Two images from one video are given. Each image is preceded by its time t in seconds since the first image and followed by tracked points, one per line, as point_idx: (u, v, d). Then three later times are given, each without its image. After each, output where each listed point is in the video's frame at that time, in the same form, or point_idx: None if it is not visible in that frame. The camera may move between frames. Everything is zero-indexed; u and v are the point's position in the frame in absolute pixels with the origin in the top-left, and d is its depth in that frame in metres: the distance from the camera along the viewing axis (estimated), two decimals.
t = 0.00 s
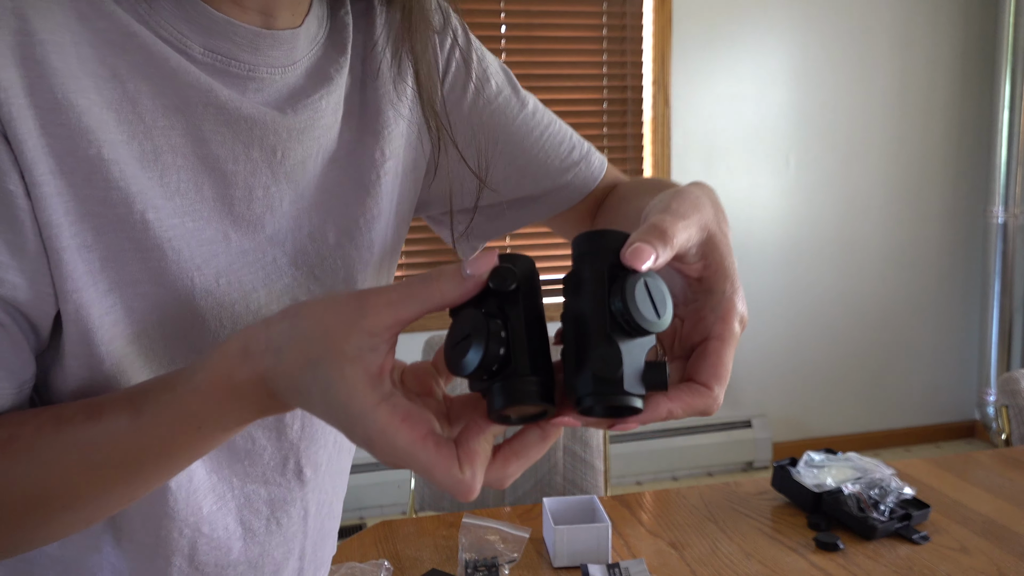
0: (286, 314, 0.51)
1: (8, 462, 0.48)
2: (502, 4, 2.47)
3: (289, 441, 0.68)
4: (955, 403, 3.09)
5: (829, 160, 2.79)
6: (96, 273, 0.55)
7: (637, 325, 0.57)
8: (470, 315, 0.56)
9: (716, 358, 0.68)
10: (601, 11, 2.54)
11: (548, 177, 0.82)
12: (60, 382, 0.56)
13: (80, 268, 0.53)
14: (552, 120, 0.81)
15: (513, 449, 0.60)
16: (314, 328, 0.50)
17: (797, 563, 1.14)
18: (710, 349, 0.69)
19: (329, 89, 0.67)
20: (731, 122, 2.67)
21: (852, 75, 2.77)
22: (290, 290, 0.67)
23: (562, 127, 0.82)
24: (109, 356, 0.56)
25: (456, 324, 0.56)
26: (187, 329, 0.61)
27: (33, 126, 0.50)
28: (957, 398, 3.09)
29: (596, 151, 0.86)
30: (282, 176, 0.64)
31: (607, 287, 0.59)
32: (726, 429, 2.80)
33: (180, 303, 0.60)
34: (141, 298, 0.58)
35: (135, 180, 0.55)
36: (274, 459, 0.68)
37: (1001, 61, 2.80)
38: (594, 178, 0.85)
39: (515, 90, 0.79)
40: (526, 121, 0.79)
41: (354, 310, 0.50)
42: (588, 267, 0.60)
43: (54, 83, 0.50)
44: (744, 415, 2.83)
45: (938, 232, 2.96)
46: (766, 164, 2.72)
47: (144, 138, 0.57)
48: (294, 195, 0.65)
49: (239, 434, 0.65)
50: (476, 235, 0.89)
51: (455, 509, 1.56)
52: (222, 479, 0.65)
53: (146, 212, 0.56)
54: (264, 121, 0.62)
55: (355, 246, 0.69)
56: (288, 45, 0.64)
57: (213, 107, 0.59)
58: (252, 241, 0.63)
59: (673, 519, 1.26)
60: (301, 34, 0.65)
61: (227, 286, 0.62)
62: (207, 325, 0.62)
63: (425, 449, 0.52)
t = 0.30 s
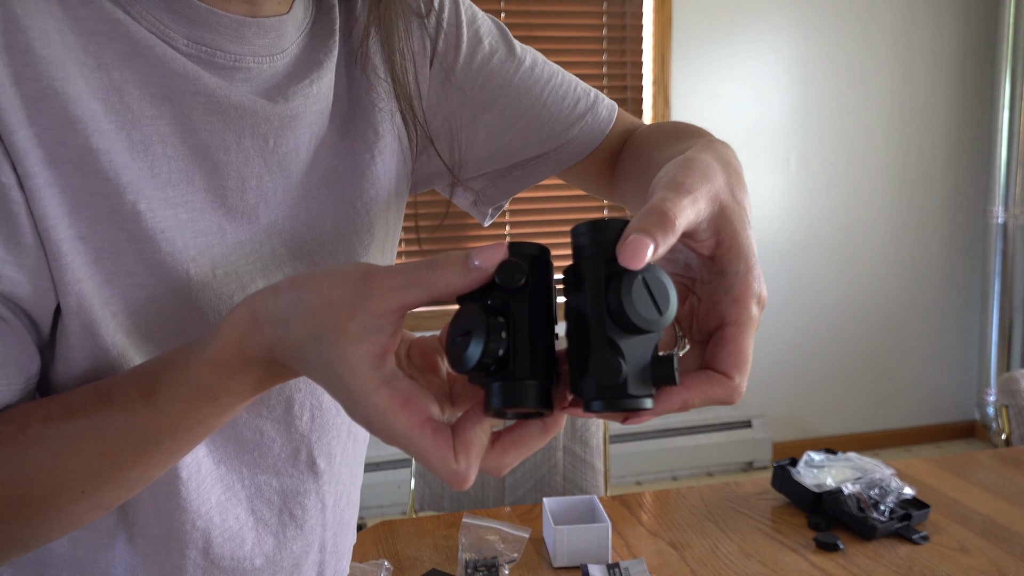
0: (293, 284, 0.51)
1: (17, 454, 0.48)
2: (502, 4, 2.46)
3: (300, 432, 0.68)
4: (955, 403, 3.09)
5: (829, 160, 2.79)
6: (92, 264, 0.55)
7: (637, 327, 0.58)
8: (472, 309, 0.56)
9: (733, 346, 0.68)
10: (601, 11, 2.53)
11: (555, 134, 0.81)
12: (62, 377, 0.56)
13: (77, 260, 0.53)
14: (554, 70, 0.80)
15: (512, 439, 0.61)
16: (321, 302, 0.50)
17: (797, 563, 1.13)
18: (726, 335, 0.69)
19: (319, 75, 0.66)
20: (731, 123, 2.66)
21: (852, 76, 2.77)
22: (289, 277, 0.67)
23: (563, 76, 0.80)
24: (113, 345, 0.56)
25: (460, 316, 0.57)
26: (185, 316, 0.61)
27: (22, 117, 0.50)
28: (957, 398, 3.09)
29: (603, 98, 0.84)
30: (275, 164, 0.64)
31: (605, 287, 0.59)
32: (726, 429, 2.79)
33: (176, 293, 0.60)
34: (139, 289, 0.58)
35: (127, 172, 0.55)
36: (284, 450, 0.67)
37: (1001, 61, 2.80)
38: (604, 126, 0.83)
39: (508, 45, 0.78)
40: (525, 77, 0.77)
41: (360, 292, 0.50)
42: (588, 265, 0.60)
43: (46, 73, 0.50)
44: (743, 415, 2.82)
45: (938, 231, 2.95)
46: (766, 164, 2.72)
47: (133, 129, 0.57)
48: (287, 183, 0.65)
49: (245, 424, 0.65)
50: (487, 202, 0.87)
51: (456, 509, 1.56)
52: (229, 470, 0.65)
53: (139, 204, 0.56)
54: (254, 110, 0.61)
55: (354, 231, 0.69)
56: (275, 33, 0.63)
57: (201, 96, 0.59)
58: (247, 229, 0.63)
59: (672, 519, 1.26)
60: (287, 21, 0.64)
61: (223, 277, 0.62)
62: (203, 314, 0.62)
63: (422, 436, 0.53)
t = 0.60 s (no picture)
0: (293, 288, 0.50)
1: (9, 461, 0.48)
2: (502, 4, 2.46)
3: (298, 437, 0.67)
4: (955, 402, 3.09)
5: (829, 160, 2.78)
6: (87, 265, 0.55)
7: (655, 320, 0.57)
8: (477, 309, 0.56)
9: (752, 336, 0.67)
10: (601, 11, 2.53)
11: (557, 134, 0.80)
12: (56, 380, 0.56)
13: (71, 261, 0.53)
14: (557, 71, 0.79)
15: (517, 441, 0.58)
16: (320, 306, 0.50)
17: (797, 563, 1.13)
18: (745, 325, 0.68)
19: (319, 76, 0.66)
20: (731, 122, 2.65)
21: (852, 76, 2.76)
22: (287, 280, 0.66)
23: (566, 78, 0.80)
24: (107, 350, 0.56)
25: (464, 316, 0.56)
26: (182, 319, 0.61)
27: (16, 116, 0.49)
28: (956, 398, 3.08)
29: (606, 99, 0.84)
30: (273, 166, 0.63)
31: (619, 284, 0.58)
32: (726, 429, 2.79)
33: (172, 296, 0.59)
34: (134, 291, 0.58)
35: (124, 173, 0.55)
36: (281, 455, 0.67)
37: (1000, 61, 2.80)
38: (606, 127, 0.82)
39: (511, 46, 0.77)
40: (528, 80, 0.77)
41: (362, 296, 0.50)
42: (602, 263, 0.60)
43: (41, 72, 0.50)
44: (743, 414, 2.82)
45: (938, 231, 2.95)
46: (766, 163, 2.71)
47: (129, 129, 0.56)
48: (285, 184, 0.65)
49: (242, 430, 0.65)
50: (487, 204, 0.87)
51: (455, 510, 1.56)
52: (226, 477, 0.65)
53: (135, 205, 0.55)
54: (252, 111, 0.61)
55: (353, 234, 0.69)
56: (275, 33, 0.62)
57: (199, 97, 0.59)
58: (245, 232, 0.63)
59: (672, 519, 1.25)
60: (287, 20, 0.64)
61: (220, 280, 0.62)
62: (200, 318, 0.61)
63: (426, 437, 0.52)
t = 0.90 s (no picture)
0: (294, 290, 0.51)
1: (10, 465, 0.48)
2: (502, 4, 2.46)
3: (296, 437, 0.68)
4: (955, 402, 3.09)
5: (830, 159, 2.78)
6: (85, 267, 0.55)
7: (663, 314, 0.57)
8: (481, 303, 0.56)
9: (757, 332, 0.67)
10: (600, 11, 2.53)
11: (554, 134, 0.80)
12: (56, 383, 0.56)
13: (70, 263, 0.53)
14: (553, 72, 0.80)
15: (523, 437, 0.59)
16: (321, 307, 0.50)
17: (797, 563, 1.13)
18: (749, 320, 0.68)
19: (316, 74, 0.66)
20: (731, 122, 2.65)
21: (852, 75, 2.76)
22: (285, 281, 0.67)
23: (563, 79, 0.80)
24: (107, 353, 0.56)
25: (468, 311, 0.57)
26: (181, 319, 0.61)
27: (14, 120, 0.50)
28: (957, 398, 3.08)
29: (601, 99, 0.84)
30: (270, 166, 0.63)
31: (626, 278, 0.59)
32: (726, 429, 2.79)
33: (171, 297, 0.59)
34: (133, 292, 0.58)
35: (121, 174, 0.55)
36: (281, 455, 0.67)
37: (1001, 60, 2.80)
38: (602, 127, 0.83)
39: (508, 47, 0.77)
40: (526, 81, 0.77)
41: (365, 295, 0.50)
42: (609, 257, 0.60)
43: (37, 74, 0.50)
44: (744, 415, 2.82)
45: (938, 231, 2.95)
46: (766, 164, 2.71)
47: (127, 130, 0.56)
48: (283, 184, 0.65)
49: (242, 430, 0.65)
50: (484, 204, 0.87)
51: (455, 510, 1.56)
52: (225, 476, 0.65)
53: (133, 206, 0.55)
54: (249, 111, 0.61)
55: (351, 233, 0.69)
56: (271, 31, 0.62)
57: (196, 96, 0.59)
58: (243, 231, 0.63)
59: (672, 519, 1.26)
60: (284, 19, 0.64)
61: (218, 281, 0.62)
62: (199, 318, 0.61)
63: (434, 434, 0.52)
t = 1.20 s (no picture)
0: (295, 290, 0.51)
1: (9, 466, 0.48)
2: (502, 4, 2.46)
3: (296, 436, 0.68)
4: (955, 402, 3.09)
5: (829, 159, 2.78)
6: (83, 268, 0.55)
7: (660, 303, 0.57)
8: (481, 299, 0.56)
9: (754, 319, 0.67)
10: (601, 11, 2.52)
11: (550, 132, 0.80)
12: (55, 384, 0.56)
13: (69, 264, 0.53)
14: (550, 71, 0.80)
15: (525, 434, 0.59)
16: (322, 305, 0.50)
17: (797, 563, 1.13)
18: (746, 308, 0.68)
19: (314, 73, 0.66)
20: (731, 122, 2.65)
21: (852, 75, 2.76)
22: (284, 280, 0.67)
23: (559, 78, 0.80)
24: (106, 354, 0.56)
25: (468, 307, 0.57)
26: (179, 319, 0.61)
27: (12, 121, 0.49)
28: (957, 398, 3.09)
29: (597, 98, 0.84)
30: (269, 164, 0.63)
31: (621, 271, 0.59)
32: (726, 429, 2.79)
33: (170, 297, 0.60)
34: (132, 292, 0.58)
35: (119, 174, 0.55)
36: (281, 454, 0.67)
37: (1001, 60, 2.80)
38: (598, 126, 0.83)
39: (504, 46, 0.77)
40: (522, 79, 0.77)
41: (365, 293, 0.50)
42: (603, 252, 0.60)
43: (34, 74, 0.50)
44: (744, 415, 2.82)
45: (938, 231, 2.95)
46: (766, 163, 2.71)
47: (125, 130, 0.56)
48: (281, 183, 0.65)
49: (243, 430, 0.65)
50: (482, 202, 0.87)
51: (456, 509, 1.56)
52: (226, 476, 0.65)
53: (131, 206, 0.55)
54: (247, 108, 0.61)
55: (351, 231, 0.69)
56: (269, 29, 0.62)
57: (194, 95, 0.59)
58: (242, 230, 0.63)
59: (672, 519, 1.26)
60: (282, 17, 0.63)
61: (217, 280, 0.62)
62: (198, 317, 0.61)
63: (436, 431, 0.52)
